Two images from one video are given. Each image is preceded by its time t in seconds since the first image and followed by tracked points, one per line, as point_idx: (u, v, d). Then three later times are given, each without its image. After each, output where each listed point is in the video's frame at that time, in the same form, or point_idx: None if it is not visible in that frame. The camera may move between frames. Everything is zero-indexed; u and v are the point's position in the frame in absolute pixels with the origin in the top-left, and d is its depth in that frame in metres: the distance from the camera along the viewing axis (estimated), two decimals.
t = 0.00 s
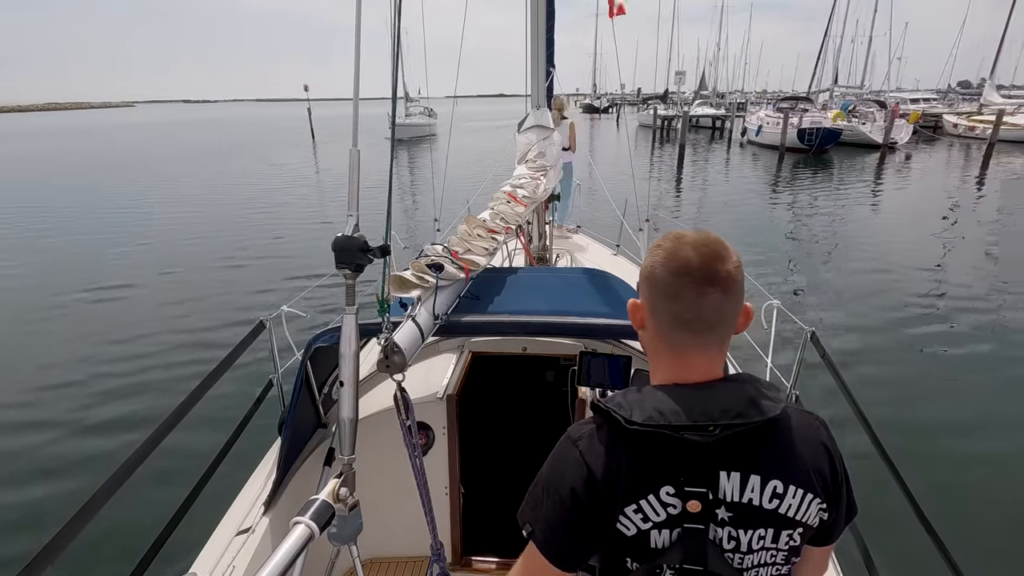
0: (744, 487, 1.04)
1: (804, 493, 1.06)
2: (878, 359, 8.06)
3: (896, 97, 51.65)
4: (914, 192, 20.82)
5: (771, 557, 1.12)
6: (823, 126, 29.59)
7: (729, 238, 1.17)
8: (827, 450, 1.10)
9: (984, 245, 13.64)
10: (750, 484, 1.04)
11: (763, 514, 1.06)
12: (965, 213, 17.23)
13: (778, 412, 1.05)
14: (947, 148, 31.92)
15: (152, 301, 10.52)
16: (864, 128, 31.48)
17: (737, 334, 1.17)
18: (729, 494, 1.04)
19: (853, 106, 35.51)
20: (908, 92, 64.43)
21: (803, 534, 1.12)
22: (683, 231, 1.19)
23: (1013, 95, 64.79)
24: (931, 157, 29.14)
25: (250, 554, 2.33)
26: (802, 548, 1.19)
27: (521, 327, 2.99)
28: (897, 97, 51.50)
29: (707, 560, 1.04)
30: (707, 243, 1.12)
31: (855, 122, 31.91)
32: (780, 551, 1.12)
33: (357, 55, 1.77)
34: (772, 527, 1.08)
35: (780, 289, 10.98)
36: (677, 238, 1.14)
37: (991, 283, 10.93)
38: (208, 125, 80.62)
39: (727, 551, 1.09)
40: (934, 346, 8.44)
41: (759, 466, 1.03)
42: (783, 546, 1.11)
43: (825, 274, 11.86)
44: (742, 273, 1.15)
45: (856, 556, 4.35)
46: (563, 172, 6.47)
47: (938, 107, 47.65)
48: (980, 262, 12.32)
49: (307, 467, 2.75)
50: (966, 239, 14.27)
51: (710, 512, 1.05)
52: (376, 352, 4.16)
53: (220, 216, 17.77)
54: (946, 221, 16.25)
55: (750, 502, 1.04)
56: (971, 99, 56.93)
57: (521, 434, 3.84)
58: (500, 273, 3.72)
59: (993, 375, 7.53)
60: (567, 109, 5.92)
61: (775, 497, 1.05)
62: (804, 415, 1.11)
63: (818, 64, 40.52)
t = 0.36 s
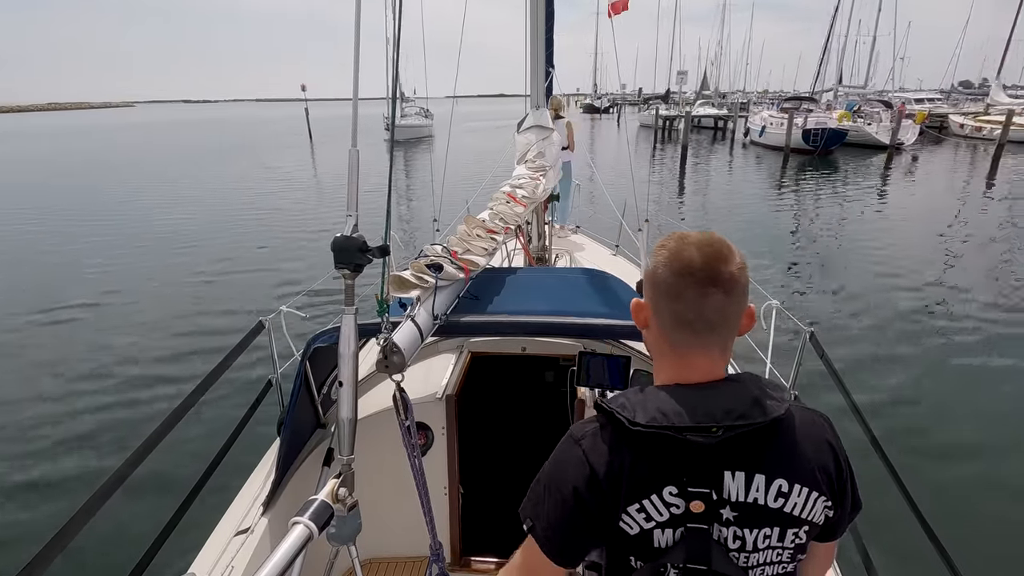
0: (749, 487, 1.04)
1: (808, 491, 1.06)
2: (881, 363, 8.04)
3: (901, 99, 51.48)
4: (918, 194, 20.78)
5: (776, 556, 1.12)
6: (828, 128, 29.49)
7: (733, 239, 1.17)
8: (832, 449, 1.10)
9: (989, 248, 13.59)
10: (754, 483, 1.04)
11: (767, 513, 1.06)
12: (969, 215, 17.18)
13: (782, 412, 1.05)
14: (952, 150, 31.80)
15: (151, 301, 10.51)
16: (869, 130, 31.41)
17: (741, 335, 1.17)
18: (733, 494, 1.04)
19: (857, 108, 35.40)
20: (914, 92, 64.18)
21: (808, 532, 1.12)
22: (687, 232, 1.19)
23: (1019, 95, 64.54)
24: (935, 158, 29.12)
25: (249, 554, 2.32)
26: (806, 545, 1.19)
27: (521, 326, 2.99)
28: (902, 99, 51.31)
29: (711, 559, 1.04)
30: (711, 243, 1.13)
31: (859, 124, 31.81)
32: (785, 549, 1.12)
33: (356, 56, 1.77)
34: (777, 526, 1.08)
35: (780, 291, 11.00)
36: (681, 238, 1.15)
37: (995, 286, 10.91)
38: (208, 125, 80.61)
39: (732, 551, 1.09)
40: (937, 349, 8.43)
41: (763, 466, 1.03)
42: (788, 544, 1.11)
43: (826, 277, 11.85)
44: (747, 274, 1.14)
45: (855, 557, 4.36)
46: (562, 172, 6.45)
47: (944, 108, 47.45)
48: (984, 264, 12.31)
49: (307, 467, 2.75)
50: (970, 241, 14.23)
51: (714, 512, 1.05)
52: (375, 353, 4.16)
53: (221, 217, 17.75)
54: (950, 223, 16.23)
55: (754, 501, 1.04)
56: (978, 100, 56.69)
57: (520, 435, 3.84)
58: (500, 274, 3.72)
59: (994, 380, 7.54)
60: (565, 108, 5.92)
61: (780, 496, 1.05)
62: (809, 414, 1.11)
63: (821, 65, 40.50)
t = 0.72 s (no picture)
0: (754, 491, 1.04)
1: (813, 497, 1.06)
2: (883, 365, 8.04)
3: (907, 99, 51.26)
4: (922, 195, 20.70)
5: (778, 560, 1.12)
6: (833, 128, 29.37)
7: (749, 241, 1.16)
8: (836, 454, 1.10)
9: (994, 249, 13.54)
10: (758, 486, 1.04)
11: (771, 517, 1.06)
12: (975, 216, 17.12)
13: (790, 416, 1.05)
14: (959, 151, 31.63)
15: (151, 301, 10.51)
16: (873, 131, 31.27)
17: (753, 338, 1.16)
18: (737, 496, 1.04)
19: (862, 108, 35.26)
20: (920, 92, 63.87)
21: (810, 537, 1.12)
22: (705, 233, 1.18)
23: None
24: (942, 159, 29.06)
25: (249, 554, 2.33)
26: (809, 549, 1.19)
27: (521, 326, 2.99)
28: (908, 99, 51.09)
29: (711, 561, 1.04)
30: (727, 243, 1.12)
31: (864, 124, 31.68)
32: (787, 553, 1.12)
33: (356, 55, 1.77)
34: (780, 530, 1.08)
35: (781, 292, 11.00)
36: (697, 238, 1.15)
37: (998, 288, 10.87)
38: (210, 125, 80.61)
39: (733, 553, 1.09)
40: (939, 351, 8.41)
41: (768, 469, 1.04)
42: (790, 549, 1.11)
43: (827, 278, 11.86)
44: (763, 275, 1.14)
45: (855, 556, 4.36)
46: (562, 171, 6.45)
47: (951, 107, 47.18)
48: (990, 266, 12.28)
49: (307, 468, 2.75)
50: (975, 243, 14.18)
51: (716, 514, 1.05)
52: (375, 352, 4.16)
53: (223, 217, 17.76)
54: (955, 224, 16.19)
55: (758, 505, 1.04)
56: (986, 99, 56.33)
57: (520, 435, 3.85)
58: (499, 274, 3.72)
59: (996, 380, 7.55)
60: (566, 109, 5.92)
61: (784, 501, 1.05)
62: (817, 419, 1.11)
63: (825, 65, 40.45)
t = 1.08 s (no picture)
0: (754, 489, 1.04)
1: (815, 497, 1.06)
2: (883, 365, 8.04)
3: (913, 100, 51.08)
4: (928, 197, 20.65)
5: (778, 559, 1.12)
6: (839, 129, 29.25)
7: (757, 240, 1.16)
8: (839, 455, 1.10)
9: (1000, 251, 13.49)
10: (760, 485, 1.04)
11: (772, 517, 1.06)
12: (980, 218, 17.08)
13: (793, 416, 1.05)
14: (965, 152, 31.49)
15: (151, 301, 10.51)
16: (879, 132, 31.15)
17: (758, 338, 1.16)
18: (739, 495, 1.04)
19: (868, 108, 35.13)
20: (926, 91, 63.62)
21: (811, 537, 1.12)
22: (714, 231, 1.18)
23: None
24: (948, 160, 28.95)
25: (249, 554, 2.33)
26: (810, 549, 1.19)
27: (521, 326, 2.99)
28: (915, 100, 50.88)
29: (711, 558, 1.04)
30: (735, 241, 1.12)
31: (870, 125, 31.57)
32: (787, 553, 1.12)
33: (355, 53, 1.77)
34: (781, 530, 1.08)
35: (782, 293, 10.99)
36: (706, 236, 1.14)
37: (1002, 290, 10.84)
38: (211, 125, 80.64)
39: (733, 552, 1.09)
40: (941, 353, 8.39)
41: (771, 468, 1.03)
42: (790, 548, 1.11)
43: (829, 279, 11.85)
44: (771, 274, 1.13)
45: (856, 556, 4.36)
46: (563, 171, 6.44)
47: (958, 107, 46.97)
48: (996, 267, 12.25)
49: (306, 467, 2.75)
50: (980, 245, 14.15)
51: (717, 512, 1.05)
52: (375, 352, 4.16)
53: (224, 218, 17.75)
54: (960, 226, 16.16)
55: (759, 504, 1.04)
56: (993, 99, 56.07)
57: (521, 435, 3.84)
58: (499, 273, 3.72)
59: (998, 380, 7.56)
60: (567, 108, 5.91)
61: (785, 500, 1.05)
62: (818, 419, 1.11)
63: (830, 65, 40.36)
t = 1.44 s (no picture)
0: (760, 489, 1.04)
1: (820, 497, 1.06)
2: (885, 366, 8.03)
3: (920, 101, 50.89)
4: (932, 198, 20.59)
5: (783, 560, 1.12)
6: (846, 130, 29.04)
7: (762, 239, 1.16)
8: (845, 456, 1.09)
9: (1004, 253, 13.45)
10: (765, 484, 1.04)
11: (777, 516, 1.06)
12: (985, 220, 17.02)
13: (798, 415, 1.05)
14: (972, 153, 31.36)
15: (151, 301, 10.52)
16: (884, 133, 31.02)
17: (764, 336, 1.16)
18: (745, 494, 1.04)
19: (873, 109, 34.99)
20: (931, 92, 63.36)
21: (817, 537, 1.12)
22: (720, 230, 1.18)
23: None
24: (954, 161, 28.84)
25: (251, 555, 2.33)
26: (814, 551, 1.19)
27: (521, 326, 2.99)
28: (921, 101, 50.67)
29: (717, 557, 1.05)
30: (740, 239, 1.12)
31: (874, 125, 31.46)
32: (793, 553, 1.12)
33: (354, 52, 1.77)
34: (786, 530, 1.08)
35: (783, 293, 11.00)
36: (711, 234, 1.14)
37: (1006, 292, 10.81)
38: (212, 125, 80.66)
39: (739, 550, 1.09)
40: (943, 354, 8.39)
41: (776, 467, 1.04)
42: (795, 548, 1.11)
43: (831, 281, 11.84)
44: (776, 272, 1.13)
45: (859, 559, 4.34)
46: (564, 171, 6.44)
47: (965, 108, 46.75)
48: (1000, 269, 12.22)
49: (308, 467, 2.75)
50: (985, 247, 14.10)
51: (723, 511, 1.05)
52: (376, 352, 4.17)
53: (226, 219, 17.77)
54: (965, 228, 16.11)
55: (765, 503, 1.04)
56: (1001, 100, 55.81)
57: (522, 435, 3.85)
58: (499, 273, 3.72)
59: (998, 381, 7.58)
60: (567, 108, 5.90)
61: (791, 500, 1.05)
62: (823, 419, 1.11)
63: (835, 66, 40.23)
